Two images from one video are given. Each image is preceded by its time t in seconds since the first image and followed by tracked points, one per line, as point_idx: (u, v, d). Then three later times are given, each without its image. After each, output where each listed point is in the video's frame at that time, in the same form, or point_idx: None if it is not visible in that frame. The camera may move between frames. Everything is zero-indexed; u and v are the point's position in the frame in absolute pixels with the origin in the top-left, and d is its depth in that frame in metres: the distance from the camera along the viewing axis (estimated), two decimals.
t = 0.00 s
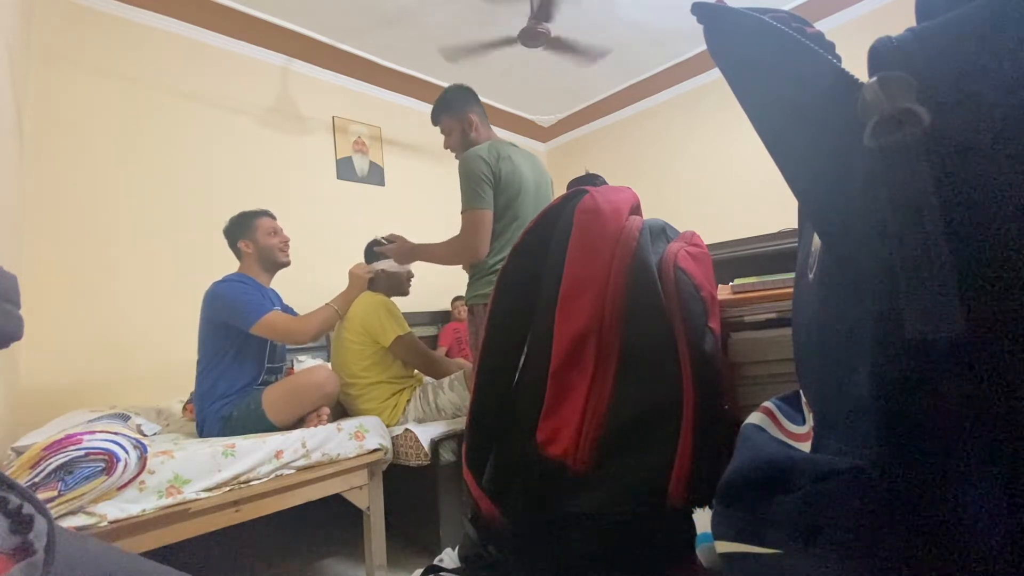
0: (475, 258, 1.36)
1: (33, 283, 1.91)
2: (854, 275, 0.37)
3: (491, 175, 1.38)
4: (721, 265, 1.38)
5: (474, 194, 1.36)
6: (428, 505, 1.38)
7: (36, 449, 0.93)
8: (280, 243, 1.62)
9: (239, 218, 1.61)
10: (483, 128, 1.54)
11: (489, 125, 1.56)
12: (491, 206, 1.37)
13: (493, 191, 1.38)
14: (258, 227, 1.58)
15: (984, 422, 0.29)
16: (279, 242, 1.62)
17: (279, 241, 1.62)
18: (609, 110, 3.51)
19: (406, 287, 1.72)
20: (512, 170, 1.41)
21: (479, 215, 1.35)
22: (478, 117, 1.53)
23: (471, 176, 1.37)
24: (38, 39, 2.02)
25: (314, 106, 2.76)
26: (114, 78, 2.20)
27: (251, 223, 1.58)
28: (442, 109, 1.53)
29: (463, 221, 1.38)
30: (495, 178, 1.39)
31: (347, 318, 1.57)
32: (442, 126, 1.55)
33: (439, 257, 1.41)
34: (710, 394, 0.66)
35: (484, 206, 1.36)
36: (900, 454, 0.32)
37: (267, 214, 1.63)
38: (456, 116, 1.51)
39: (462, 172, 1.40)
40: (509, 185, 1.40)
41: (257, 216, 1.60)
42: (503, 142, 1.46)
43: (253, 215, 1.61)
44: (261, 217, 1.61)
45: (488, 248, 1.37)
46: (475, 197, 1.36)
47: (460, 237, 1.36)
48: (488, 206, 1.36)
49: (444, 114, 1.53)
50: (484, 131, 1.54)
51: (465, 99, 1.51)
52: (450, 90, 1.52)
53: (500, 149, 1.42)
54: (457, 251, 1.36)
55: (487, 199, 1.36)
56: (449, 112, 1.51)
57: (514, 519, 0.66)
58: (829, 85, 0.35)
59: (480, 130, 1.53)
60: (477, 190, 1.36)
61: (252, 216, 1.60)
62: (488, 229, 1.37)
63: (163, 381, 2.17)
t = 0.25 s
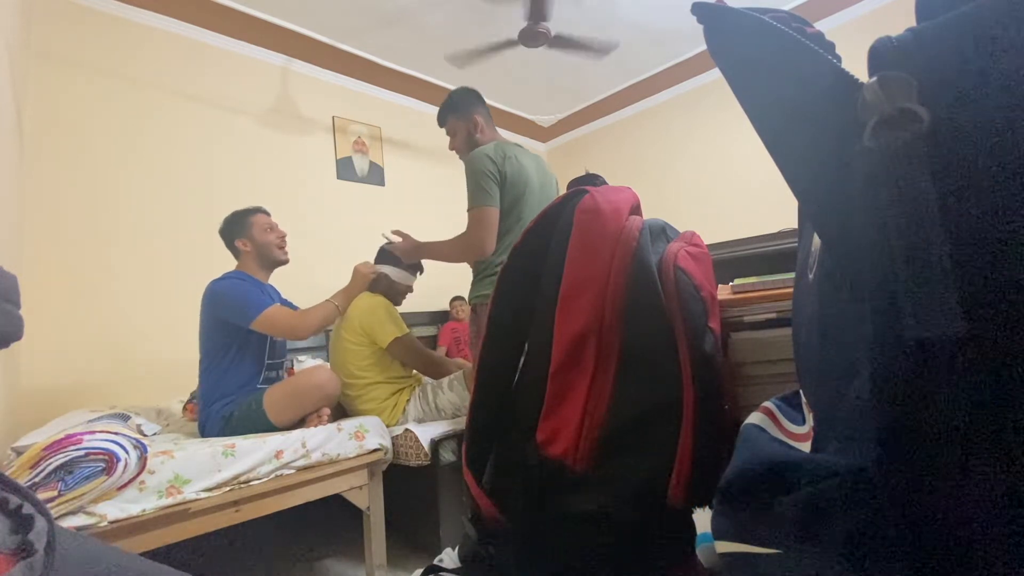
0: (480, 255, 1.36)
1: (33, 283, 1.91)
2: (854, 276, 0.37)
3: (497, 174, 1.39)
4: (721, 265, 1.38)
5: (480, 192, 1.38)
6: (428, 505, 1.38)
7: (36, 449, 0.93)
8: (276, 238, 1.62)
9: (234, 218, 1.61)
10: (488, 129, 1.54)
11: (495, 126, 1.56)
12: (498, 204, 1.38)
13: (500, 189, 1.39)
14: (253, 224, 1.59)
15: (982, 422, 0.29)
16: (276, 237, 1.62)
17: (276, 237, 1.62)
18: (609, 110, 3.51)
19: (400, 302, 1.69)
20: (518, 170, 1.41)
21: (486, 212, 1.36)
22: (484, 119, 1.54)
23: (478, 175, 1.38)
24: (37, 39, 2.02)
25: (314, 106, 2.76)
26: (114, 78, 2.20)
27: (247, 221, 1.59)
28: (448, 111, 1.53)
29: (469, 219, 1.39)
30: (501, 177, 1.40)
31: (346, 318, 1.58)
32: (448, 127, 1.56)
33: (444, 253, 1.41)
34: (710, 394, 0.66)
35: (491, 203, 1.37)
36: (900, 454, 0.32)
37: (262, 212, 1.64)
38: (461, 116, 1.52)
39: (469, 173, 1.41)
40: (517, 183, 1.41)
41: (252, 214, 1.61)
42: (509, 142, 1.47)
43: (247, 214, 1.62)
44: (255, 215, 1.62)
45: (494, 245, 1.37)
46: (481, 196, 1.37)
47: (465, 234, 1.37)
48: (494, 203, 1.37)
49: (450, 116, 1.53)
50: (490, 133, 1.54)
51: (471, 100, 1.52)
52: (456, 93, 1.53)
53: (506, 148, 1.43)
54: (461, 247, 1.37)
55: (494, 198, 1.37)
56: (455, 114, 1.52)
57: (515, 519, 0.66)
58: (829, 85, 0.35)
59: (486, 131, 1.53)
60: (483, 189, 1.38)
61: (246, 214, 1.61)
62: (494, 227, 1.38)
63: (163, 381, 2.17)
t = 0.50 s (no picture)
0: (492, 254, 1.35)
1: (32, 283, 1.91)
2: (854, 275, 0.37)
3: (509, 174, 1.39)
4: (721, 265, 1.38)
5: (492, 191, 1.37)
6: (427, 505, 1.38)
7: (36, 449, 0.93)
8: (274, 235, 1.62)
9: (229, 217, 1.61)
10: (495, 133, 1.54)
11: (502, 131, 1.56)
12: (509, 203, 1.37)
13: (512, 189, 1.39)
14: (250, 223, 1.58)
15: (982, 421, 0.29)
16: (274, 234, 1.62)
17: (273, 233, 1.62)
18: (609, 110, 3.51)
19: (399, 300, 1.73)
20: (528, 171, 1.41)
21: (497, 211, 1.35)
22: (491, 123, 1.54)
23: (488, 175, 1.38)
24: (37, 39, 2.02)
25: (314, 106, 2.76)
26: (114, 78, 2.20)
27: (244, 220, 1.58)
28: (455, 116, 1.53)
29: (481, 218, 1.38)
30: (512, 177, 1.39)
31: (345, 318, 1.58)
32: (455, 133, 1.56)
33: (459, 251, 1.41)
34: (711, 393, 0.66)
35: (503, 202, 1.36)
36: (899, 453, 0.32)
37: (258, 210, 1.62)
38: (468, 121, 1.52)
39: (480, 173, 1.40)
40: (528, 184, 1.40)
41: (249, 212, 1.60)
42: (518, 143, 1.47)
43: (244, 212, 1.60)
44: (252, 213, 1.61)
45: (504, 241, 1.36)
46: (493, 196, 1.37)
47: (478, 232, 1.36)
48: (505, 202, 1.37)
49: (457, 121, 1.54)
50: (497, 137, 1.54)
51: (478, 105, 1.52)
52: (462, 99, 1.53)
53: (517, 150, 1.43)
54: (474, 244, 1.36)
55: (505, 197, 1.37)
56: (462, 119, 1.52)
57: (516, 519, 0.66)
58: (829, 85, 0.35)
59: (493, 135, 1.53)
60: (494, 188, 1.37)
61: (242, 213, 1.60)
62: (506, 224, 1.37)
63: (163, 381, 2.17)
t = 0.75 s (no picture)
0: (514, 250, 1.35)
1: (32, 283, 1.91)
2: (854, 275, 0.37)
3: (531, 169, 1.39)
4: (721, 265, 1.38)
5: (514, 184, 1.36)
6: (427, 506, 1.38)
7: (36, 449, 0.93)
8: (276, 235, 1.62)
9: (231, 217, 1.61)
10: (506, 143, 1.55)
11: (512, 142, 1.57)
12: (531, 197, 1.37)
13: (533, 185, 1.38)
14: (251, 223, 1.58)
15: (984, 418, 0.29)
16: (276, 234, 1.62)
17: (275, 233, 1.62)
18: (609, 110, 3.51)
19: (400, 301, 1.75)
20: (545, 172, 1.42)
21: (520, 203, 1.34)
22: (501, 134, 1.55)
23: (511, 169, 1.37)
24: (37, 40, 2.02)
25: (314, 106, 2.76)
26: (114, 78, 2.20)
27: (245, 220, 1.58)
28: (467, 125, 1.55)
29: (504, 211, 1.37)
30: (535, 173, 1.40)
31: (345, 319, 1.58)
32: (466, 143, 1.57)
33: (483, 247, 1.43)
34: (710, 393, 0.66)
35: (526, 194, 1.35)
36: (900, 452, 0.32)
37: (259, 210, 1.63)
38: (480, 131, 1.53)
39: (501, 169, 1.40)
40: (548, 181, 1.41)
41: (250, 213, 1.60)
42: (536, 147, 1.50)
43: (245, 212, 1.60)
44: (253, 214, 1.60)
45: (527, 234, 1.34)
46: (516, 188, 1.36)
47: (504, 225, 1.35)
48: (527, 195, 1.36)
49: (469, 129, 1.54)
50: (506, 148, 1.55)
51: (490, 116, 1.54)
52: (476, 110, 1.55)
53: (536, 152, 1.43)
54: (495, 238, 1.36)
55: (527, 190, 1.36)
56: (474, 126, 1.53)
57: (516, 519, 0.66)
58: (829, 85, 0.35)
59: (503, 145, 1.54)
60: (517, 181, 1.36)
61: (243, 213, 1.60)
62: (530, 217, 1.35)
63: (163, 381, 2.16)
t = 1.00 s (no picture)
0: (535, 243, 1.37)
1: (32, 283, 1.91)
2: (854, 274, 0.37)
3: (553, 162, 1.39)
4: (721, 265, 1.38)
5: (537, 178, 1.37)
6: (427, 506, 1.38)
7: (36, 449, 0.93)
8: (277, 235, 1.61)
9: (234, 216, 1.61)
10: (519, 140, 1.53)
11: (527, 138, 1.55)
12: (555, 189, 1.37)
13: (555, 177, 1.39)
14: (253, 223, 1.58)
15: (982, 421, 0.29)
16: (277, 234, 1.62)
17: (277, 233, 1.62)
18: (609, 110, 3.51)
19: (400, 301, 1.75)
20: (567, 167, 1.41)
21: (543, 195, 1.34)
22: (515, 132, 1.53)
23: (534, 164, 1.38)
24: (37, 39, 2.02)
25: (314, 106, 2.76)
26: (113, 78, 2.20)
27: (247, 220, 1.58)
28: (481, 123, 1.54)
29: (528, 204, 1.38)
30: (557, 165, 1.40)
31: (345, 319, 1.57)
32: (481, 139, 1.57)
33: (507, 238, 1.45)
34: (710, 393, 0.67)
35: (549, 187, 1.35)
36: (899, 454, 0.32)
37: (261, 210, 1.62)
38: (494, 128, 1.53)
39: (523, 161, 1.41)
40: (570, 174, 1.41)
41: (251, 212, 1.60)
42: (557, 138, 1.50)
43: (247, 212, 1.60)
44: (255, 213, 1.60)
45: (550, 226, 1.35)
46: (539, 180, 1.36)
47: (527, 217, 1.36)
48: (550, 187, 1.36)
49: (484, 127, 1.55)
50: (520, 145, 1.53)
51: (504, 113, 1.53)
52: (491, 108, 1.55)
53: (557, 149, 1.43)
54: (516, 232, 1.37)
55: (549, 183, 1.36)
56: (488, 124, 1.53)
57: (516, 518, 0.66)
58: (829, 84, 0.35)
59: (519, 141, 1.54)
60: (539, 174, 1.36)
61: (245, 213, 1.60)
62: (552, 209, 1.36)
63: (163, 381, 2.17)
